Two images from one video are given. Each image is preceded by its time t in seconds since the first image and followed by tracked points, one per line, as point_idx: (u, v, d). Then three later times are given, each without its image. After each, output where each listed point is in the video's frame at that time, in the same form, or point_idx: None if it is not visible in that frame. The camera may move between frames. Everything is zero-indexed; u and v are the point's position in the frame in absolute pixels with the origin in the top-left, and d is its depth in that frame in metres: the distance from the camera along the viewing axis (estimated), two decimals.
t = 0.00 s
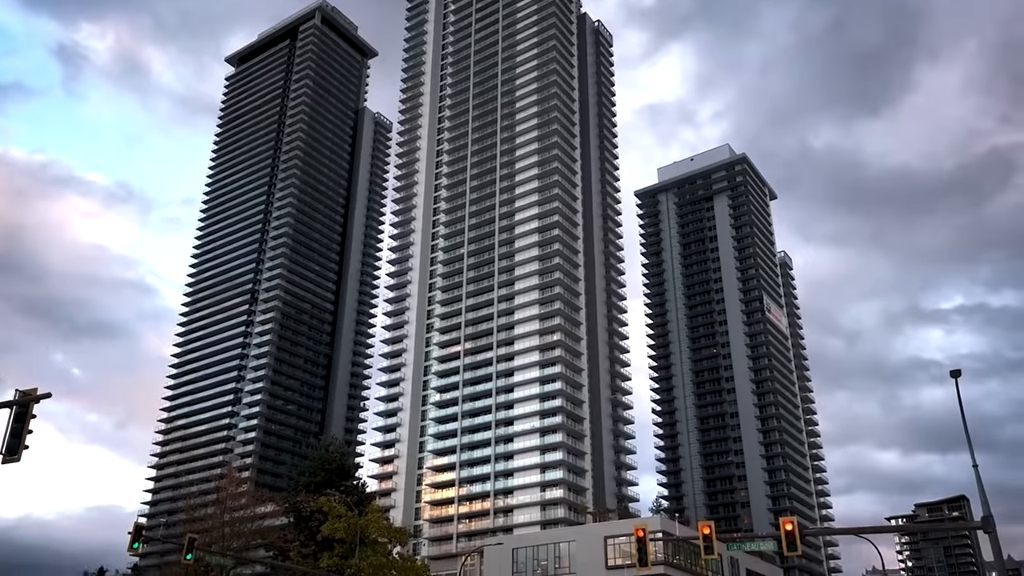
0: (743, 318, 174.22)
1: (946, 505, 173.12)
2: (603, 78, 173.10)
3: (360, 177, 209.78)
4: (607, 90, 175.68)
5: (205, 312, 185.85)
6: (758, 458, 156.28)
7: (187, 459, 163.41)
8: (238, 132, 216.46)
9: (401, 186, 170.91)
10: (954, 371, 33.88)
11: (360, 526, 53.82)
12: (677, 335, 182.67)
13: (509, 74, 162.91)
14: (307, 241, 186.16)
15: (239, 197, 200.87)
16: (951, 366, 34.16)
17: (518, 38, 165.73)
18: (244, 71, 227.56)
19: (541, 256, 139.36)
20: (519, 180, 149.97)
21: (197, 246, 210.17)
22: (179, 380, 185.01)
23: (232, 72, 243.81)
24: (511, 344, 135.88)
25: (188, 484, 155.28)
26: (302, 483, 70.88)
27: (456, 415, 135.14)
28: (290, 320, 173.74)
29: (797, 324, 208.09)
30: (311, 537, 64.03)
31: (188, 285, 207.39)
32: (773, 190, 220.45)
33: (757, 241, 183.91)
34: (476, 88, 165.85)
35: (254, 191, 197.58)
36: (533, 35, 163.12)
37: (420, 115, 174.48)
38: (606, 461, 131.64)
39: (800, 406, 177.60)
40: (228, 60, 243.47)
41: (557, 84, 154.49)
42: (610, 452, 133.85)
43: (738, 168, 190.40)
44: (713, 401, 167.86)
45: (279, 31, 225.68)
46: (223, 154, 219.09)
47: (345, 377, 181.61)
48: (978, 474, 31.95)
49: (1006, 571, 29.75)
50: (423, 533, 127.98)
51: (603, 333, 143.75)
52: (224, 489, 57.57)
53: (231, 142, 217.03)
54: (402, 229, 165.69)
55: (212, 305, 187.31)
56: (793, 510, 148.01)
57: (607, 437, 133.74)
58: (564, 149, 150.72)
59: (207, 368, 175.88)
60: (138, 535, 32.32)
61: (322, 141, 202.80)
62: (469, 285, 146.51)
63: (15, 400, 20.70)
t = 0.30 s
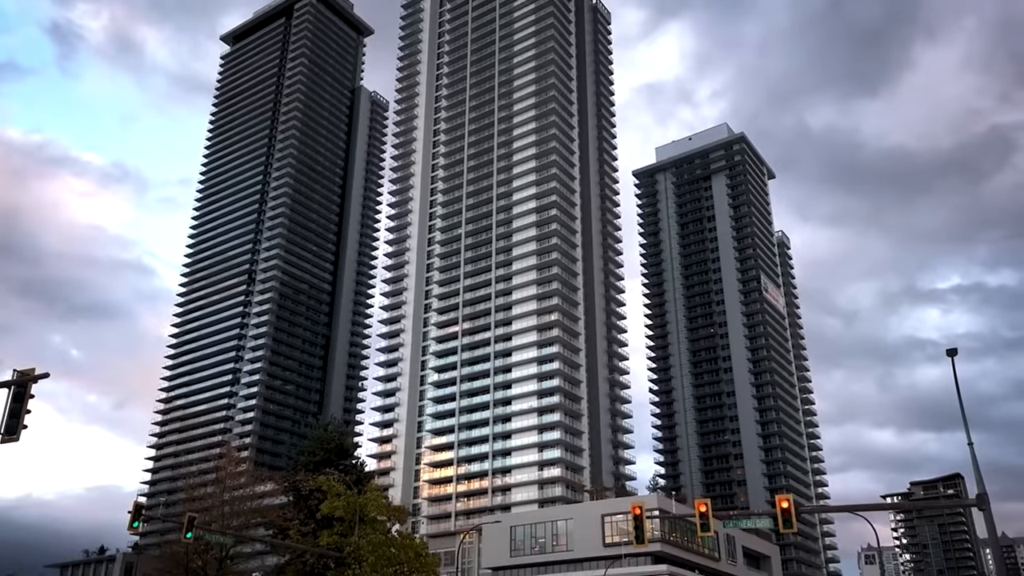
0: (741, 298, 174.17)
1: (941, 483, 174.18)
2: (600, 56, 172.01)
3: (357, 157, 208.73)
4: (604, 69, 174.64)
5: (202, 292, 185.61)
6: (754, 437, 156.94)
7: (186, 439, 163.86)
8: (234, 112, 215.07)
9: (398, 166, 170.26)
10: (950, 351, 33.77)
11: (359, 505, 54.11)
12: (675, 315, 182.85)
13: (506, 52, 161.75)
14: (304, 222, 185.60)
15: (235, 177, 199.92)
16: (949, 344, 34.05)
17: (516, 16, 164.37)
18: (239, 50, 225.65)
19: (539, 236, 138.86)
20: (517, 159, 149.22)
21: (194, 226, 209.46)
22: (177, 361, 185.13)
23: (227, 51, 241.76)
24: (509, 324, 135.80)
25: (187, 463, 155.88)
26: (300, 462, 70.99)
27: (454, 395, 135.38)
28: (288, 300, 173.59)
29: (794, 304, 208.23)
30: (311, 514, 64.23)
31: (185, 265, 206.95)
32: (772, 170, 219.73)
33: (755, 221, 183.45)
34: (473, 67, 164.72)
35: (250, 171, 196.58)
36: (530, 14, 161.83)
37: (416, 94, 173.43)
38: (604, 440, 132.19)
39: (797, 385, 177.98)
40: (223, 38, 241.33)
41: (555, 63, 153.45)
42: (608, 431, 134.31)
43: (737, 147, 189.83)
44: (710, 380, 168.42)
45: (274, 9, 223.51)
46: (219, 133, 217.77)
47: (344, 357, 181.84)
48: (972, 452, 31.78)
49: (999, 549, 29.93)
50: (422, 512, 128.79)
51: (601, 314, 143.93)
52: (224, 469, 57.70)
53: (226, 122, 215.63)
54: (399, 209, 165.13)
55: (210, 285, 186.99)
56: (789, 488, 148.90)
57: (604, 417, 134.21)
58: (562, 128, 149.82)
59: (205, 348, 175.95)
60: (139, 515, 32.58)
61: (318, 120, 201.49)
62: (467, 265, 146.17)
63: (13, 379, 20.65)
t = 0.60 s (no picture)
0: (739, 273, 173.96)
1: (937, 456, 175.29)
2: (599, 29, 170.78)
3: (354, 132, 207.38)
4: (603, 42, 173.47)
5: (200, 268, 185.28)
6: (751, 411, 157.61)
7: (186, 414, 164.30)
8: (229, 86, 213.37)
9: (395, 140, 169.56)
10: (948, 323, 33.58)
11: (358, 478, 54.31)
12: (673, 289, 182.95)
13: (504, 26, 160.79)
14: (301, 197, 184.73)
15: (231, 152, 198.75)
16: (945, 317, 33.98)
17: None
18: (234, 23, 223.33)
19: (537, 211, 138.24)
20: (514, 134, 148.41)
21: (190, 202, 208.63)
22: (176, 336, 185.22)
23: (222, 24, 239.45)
24: (507, 300, 135.60)
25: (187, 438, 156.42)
26: (300, 437, 71.14)
27: (452, 370, 135.63)
28: (286, 276, 173.39)
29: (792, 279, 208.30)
30: (311, 489, 64.38)
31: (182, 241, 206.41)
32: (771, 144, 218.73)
33: (754, 195, 182.77)
34: (471, 41, 163.72)
35: (246, 146, 195.43)
36: None
37: (413, 68, 172.57)
38: (602, 415, 132.81)
39: (794, 359, 178.14)
40: (218, 12, 238.90)
41: (552, 37, 152.53)
42: (606, 407, 134.84)
43: (736, 121, 188.90)
44: (708, 355, 168.82)
45: None
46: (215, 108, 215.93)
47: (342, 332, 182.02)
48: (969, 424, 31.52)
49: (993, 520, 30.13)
50: (422, 485, 129.69)
51: (599, 289, 143.88)
52: (224, 444, 57.81)
53: (222, 96, 214.01)
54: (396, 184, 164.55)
55: (207, 261, 186.60)
56: (786, 461, 149.78)
57: (602, 392, 134.71)
58: (560, 102, 148.94)
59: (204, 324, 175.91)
60: (142, 488, 32.67)
61: (314, 95, 199.85)
62: (465, 241, 145.74)
63: (12, 354, 20.58)
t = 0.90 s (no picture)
0: (738, 244, 173.44)
1: (933, 424, 176.24)
2: None
3: (351, 102, 205.70)
4: (602, 11, 171.86)
5: (199, 240, 184.86)
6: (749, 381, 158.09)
7: (187, 385, 164.87)
8: (225, 55, 211.15)
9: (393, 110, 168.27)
10: (946, 293, 33.43)
11: (359, 448, 54.51)
12: (672, 260, 182.73)
13: None
14: (298, 169, 183.54)
15: (228, 122, 197.25)
16: (944, 286, 33.83)
17: None
18: None
19: (536, 182, 137.38)
20: (512, 103, 147.38)
21: (187, 172, 207.52)
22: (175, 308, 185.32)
23: None
24: (506, 272, 135.26)
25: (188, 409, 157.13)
26: (301, 408, 71.34)
27: (452, 341, 135.83)
28: (284, 248, 173.12)
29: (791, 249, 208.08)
30: (312, 458, 64.49)
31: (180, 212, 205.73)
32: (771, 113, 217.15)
33: (754, 165, 181.73)
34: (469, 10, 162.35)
35: (242, 116, 193.93)
36: None
37: (411, 37, 171.21)
38: (601, 386, 133.36)
39: (793, 330, 178.20)
40: None
41: (551, 6, 151.22)
42: (605, 377, 135.45)
43: (736, 90, 187.39)
44: (706, 326, 169.18)
45: None
46: (211, 77, 213.82)
47: (342, 304, 182.28)
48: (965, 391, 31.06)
49: (988, 487, 30.34)
50: (422, 456, 130.63)
51: (598, 260, 143.61)
52: (224, 415, 57.97)
53: (218, 65, 211.90)
54: (394, 155, 163.81)
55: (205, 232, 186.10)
56: (784, 430, 150.51)
57: (601, 363, 135.18)
58: (559, 72, 147.81)
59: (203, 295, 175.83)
60: (143, 459, 32.82)
61: (311, 65, 197.80)
62: (463, 212, 145.12)
63: (12, 326, 20.50)
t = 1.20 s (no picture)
0: (738, 212, 172.59)
1: (932, 391, 176.93)
2: None
3: (349, 69, 203.80)
4: None
5: (197, 209, 184.33)
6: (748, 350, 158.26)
7: (188, 355, 165.28)
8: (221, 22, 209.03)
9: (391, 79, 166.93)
10: (946, 260, 33.16)
11: (360, 416, 54.70)
12: (672, 229, 182.37)
13: None
14: (296, 137, 182.36)
15: (225, 90, 195.77)
16: (945, 254, 33.55)
17: None
18: None
19: (536, 150, 136.32)
20: (511, 71, 146.03)
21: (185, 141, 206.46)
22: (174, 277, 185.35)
23: None
24: (506, 241, 134.73)
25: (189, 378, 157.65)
26: (302, 376, 71.55)
27: (451, 311, 135.90)
28: (283, 217, 172.66)
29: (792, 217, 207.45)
30: (313, 426, 64.66)
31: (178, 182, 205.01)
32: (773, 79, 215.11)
33: (755, 133, 180.14)
34: None
35: (239, 84, 192.38)
36: None
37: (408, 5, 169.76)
38: (600, 355, 133.76)
39: (792, 299, 177.90)
40: None
41: None
42: (604, 346, 135.89)
43: (738, 57, 185.33)
44: (706, 295, 169.30)
45: None
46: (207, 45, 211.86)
47: (342, 273, 182.26)
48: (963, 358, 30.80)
49: (986, 455, 30.42)
50: (423, 424, 131.49)
51: (597, 228, 143.13)
52: (225, 384, 58.21)
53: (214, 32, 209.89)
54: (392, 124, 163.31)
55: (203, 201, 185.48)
56: (782, 398, 151.02)
57: (600, 332, 135.49)
58: (559, 39, 146.26)
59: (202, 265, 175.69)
60: (145, 428, 32.94)
61: (307, 31, 195.57)
62: (462, 181, 144.44)
63: (12, 296, 20.40)
